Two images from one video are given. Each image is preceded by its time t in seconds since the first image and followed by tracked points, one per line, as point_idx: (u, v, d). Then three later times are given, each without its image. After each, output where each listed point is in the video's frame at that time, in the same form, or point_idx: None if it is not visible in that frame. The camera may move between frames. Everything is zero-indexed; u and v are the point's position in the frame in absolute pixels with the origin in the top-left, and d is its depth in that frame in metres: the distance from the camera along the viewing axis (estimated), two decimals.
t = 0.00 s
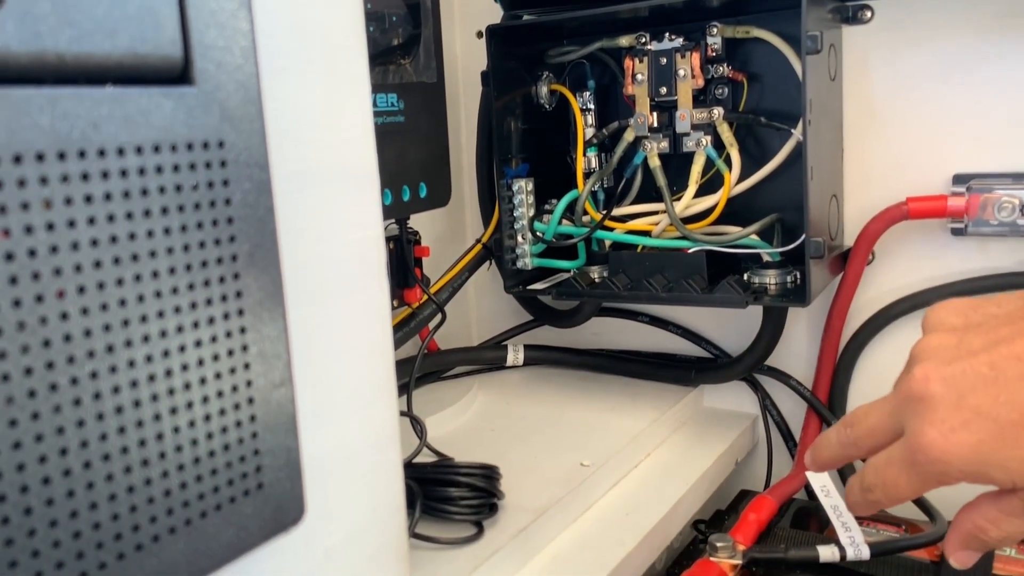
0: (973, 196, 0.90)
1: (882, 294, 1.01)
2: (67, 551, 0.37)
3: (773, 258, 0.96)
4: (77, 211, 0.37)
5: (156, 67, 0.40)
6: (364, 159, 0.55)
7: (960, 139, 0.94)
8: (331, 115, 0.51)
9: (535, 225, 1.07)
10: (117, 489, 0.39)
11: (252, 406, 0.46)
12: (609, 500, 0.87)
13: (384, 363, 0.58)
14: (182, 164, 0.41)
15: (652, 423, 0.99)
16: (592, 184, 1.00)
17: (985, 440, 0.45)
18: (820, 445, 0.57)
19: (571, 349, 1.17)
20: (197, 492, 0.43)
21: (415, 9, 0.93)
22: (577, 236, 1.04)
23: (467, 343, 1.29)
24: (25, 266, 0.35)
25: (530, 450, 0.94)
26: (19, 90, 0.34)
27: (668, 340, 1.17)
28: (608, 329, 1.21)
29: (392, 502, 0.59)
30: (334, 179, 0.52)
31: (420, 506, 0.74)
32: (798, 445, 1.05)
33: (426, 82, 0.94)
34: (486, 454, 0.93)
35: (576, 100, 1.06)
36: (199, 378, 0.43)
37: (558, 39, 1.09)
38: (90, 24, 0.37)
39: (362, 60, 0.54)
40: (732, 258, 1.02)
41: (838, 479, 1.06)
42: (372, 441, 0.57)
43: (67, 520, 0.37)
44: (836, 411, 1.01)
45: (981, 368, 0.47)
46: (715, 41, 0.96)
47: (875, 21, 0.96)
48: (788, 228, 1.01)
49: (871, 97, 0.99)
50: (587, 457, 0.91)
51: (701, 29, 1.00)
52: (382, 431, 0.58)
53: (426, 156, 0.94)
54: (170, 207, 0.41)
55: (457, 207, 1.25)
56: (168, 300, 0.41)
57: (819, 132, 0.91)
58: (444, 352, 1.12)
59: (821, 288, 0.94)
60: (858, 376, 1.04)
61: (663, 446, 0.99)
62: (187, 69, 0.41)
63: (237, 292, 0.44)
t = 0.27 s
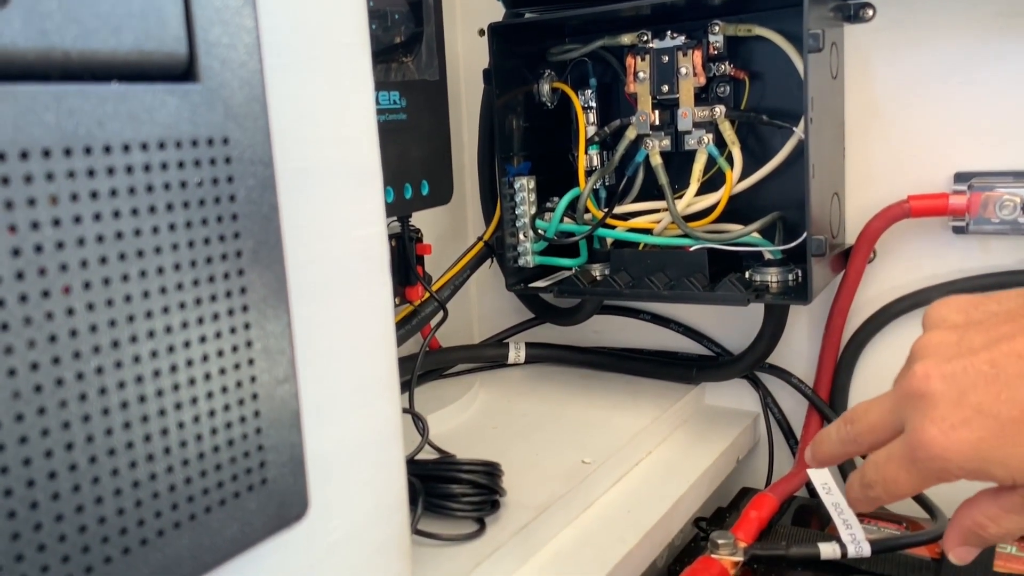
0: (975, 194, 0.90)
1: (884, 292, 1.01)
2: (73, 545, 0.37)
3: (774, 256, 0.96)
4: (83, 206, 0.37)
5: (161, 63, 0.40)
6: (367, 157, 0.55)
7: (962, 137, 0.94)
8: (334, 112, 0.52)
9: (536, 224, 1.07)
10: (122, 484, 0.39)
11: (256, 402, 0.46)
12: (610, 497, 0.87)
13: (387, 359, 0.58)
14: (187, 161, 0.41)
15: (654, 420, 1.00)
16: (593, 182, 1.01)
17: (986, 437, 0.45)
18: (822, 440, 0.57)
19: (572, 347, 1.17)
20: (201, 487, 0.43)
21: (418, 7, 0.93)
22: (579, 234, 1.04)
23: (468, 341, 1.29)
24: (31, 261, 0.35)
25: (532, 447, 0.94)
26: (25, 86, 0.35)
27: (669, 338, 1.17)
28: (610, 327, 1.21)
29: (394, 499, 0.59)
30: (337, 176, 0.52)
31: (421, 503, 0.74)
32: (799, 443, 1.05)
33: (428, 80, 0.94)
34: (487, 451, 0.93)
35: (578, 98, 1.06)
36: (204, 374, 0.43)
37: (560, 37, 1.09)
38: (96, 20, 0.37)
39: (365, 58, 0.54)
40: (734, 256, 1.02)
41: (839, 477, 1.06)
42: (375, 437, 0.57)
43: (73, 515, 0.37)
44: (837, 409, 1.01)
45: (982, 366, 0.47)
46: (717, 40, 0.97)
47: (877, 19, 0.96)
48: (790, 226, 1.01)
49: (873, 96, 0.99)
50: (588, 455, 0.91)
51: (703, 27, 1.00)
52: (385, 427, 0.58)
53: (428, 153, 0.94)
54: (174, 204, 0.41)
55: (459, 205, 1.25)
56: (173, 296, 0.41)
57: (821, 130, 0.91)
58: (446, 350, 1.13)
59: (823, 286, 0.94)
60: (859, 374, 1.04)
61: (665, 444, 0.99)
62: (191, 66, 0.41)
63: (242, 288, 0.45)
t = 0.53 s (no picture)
0: (976, 190, 0.90)
1: (885, 288, 1.01)
2: (72, 537, 0.37)
3: (776, 252, 0.96)
4: (83, 198, 0.37)
5: (160, 55, 0.40)
6: (368, 150, 0.55)
7: (964, 133, 0.94)
8: (335, 105, 0.51)
9: (537, 220, 1.07)
10: (121, 477, 0.39)
11: (256, 395, 0.46)
12: (611, 493, 0.87)
13: (387, 353, 0.58)
14: (187, 152, 0.41)
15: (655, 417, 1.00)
16: (594, 178, 1.00)
17: (984, 431, 0.45)
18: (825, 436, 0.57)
19: (573, 344, 1.17)
20: (201, 480, 0.43)
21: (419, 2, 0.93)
22: (580, 230, 1.03)
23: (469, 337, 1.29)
24: (29, 252, 0.35)
25: (532, 443, 0.94)
26: (24, 76, 0.34)
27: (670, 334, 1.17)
28: (611, 324, 1.21)
29: (395, 493, 0.59)
30: (338, 170, 0.52)
31: (422, 498, 0.74)
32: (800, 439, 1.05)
33: (429, 75, 0.94)
34: (488, 448, 0.93)
35: (579, 94, 1.06)
36: (204, 367, 0.43)
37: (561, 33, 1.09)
38: (94, 11, 0.37)
39: (366, 51, 0.54)
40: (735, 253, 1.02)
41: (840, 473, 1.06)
42: (375, 431, 0.57)
43: (72, 507, 0.37)
44: (838, 405, 1.01)
45: (981, 359, 0.47)
46: (719, 35, 0.96)
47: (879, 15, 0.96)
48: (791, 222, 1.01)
49: (875, 91, 0.98)
50: (589, 451, 0.91)
51: (705, 23, 1.00)
52: (386, 422, 0.58)
53: (428, 149, 0.94)
54: (174, 196, 0.41)
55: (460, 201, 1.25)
56: (172, 288, 0.41)
57: (823, 126, 0.91)
58: (447, 346, 1.13)
59: (825, 282, 0.94)
60: (860, 370, 1.04)
61: (666, 440, 0.99)
62: (191, 57, 0.41)
63: (242, 281, 0.45)
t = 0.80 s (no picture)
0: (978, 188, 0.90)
1: (887, 286, 1.01)
2: (78, 532, 0.37)
3: (777, 250, 0.96)
4: (88, 195, 0.37)
5: (165, 53, 0.40)
6: (372, 147, 0.55)
7: (965, 131, 0.94)
8: (338, 103, 0.52)
9: (539, 218, 1.07)
10: (126, 473, 0.39)
11: (261, 392, 0.46)
12: (612, 490, 0.87)
13: (390, 350, 0.58)
14: (191, 150, 0.41)
15: (656, 414, 1.00)
16: (596, 176, 1.00)
17: (982, 428, 0.45)
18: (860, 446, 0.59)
19: (575, 341, 1.17)
20: (205, 476, 0.43)
21: None
22: (582, 228, 1.03)
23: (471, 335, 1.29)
24: (36, 249, 0.35)
25: (534, 441, 0.95)
26: (31, 73, 0.35)
27: (671, 332, 1.17)
28: (612, 321, 1.21)
29: (398, 490, 0.60)
30: (341, 167, 0.52)
31: (424, 495, 0.74)
32: (801, 437, 1.05)
33: (431, 73, 0.94)
34: (490, 445, 0.94)
35: (580, 92, 1.06)
36: (208, 363, 0.43)
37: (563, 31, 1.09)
38: (100, 8, 0.37)
39: (369, 48, 0.54)
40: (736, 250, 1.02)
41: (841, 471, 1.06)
42: (379, 428, 0.57)
43: (78, 503, 0.37)
44: (839, 403, 1.01)
45: (978, 356, 0.47)
46: (720, 33, 0.96)
47: (881, 13, 0.96)
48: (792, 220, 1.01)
49: (876, 90, 0.99)
50: (590, 449, 0.92)
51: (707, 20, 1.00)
52: (389, 418, 0.58)
53: (431, 147, 0.94)
54: (179, 193, 0.41)
55: (461, 199, 1.25)
56: (177, 285, 0.41)
57: (824, 124, 0.91)
58: (449, 344, 1.13)
59: (826, 280, 0.94)
60: (862, 368, 1.04)
61: (668, 438, 0.99)
62: (196, 55, 0.41)
63: (246, 278, 0.45)
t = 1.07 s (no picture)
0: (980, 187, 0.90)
1: (889, 285, 1.01)
2: (83, 530, 0.37)
3: (779, 248, 0.96)
4: (93, 193, 0.37)
5: (169, 51, 0.40)
6: (375, 146, 0.55)
7: (968, 129, 0.94)
8: (341, 102, 0.52)
9: (541, 216, 1.07)
10: (131, 471, 0.39)
11: (265, 390, 0.46)
12: (614, 489, 0.87)
13: (393, 348, 0.58)
14: (196, 148, 0.41)
15: (658, 413, 1.00)
16: (598, 174, 1.01)
17: (985, 429, 0.45)
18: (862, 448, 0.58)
19: (576, 340, 1.17)
20: (210, 474, 0.43)
21: None
22: (583, 226, 1.03)
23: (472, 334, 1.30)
24: (41, 247, 0.35)
25: (536, 439, 0.95)
26: (35, 72, 0.35)
27: (673, 331, 1.17)
28: (614, 320, 1.21)
29: (400, 488, 0.60)
30: (344, 165, 0.52)
31: (427, 493, 0.74)
32: (803, 436, 1.05)
33: (433, 71, 0.94)
34: (492, 443, 0.94)
35: (583, 91, 1.06)
36: (212, 361, 0.43)
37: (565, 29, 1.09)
38: (105, 6, 0.37)
39: (372, 47, 0.54)
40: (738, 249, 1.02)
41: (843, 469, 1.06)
42: (382, 427, 0.57)
43: (83, 500, 0.37)
44: (841, 402, 1.01)
45: (981, 358, 0.47)
46: (723, 31, 0.96)
47: (883, 11, 0.96)
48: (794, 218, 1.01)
49: (878, 88, 0.99)
50: (592, 447, 0.92)
51: (709, 19, 1.00)
52: (392, 417, 0.58)
53: (433, 145, 0.94)
54: (183, 191, 0.41)
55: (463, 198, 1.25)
56: (181, 283, 0.41)
57: (827, 122, 0.91)
58: (451, 342, 1.13)
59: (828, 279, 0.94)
60: (864, 367, 1.04)
61: (669, 436, 0.99)
62: (200, 53, 0.41)
63: (250, 277, 0.45)
